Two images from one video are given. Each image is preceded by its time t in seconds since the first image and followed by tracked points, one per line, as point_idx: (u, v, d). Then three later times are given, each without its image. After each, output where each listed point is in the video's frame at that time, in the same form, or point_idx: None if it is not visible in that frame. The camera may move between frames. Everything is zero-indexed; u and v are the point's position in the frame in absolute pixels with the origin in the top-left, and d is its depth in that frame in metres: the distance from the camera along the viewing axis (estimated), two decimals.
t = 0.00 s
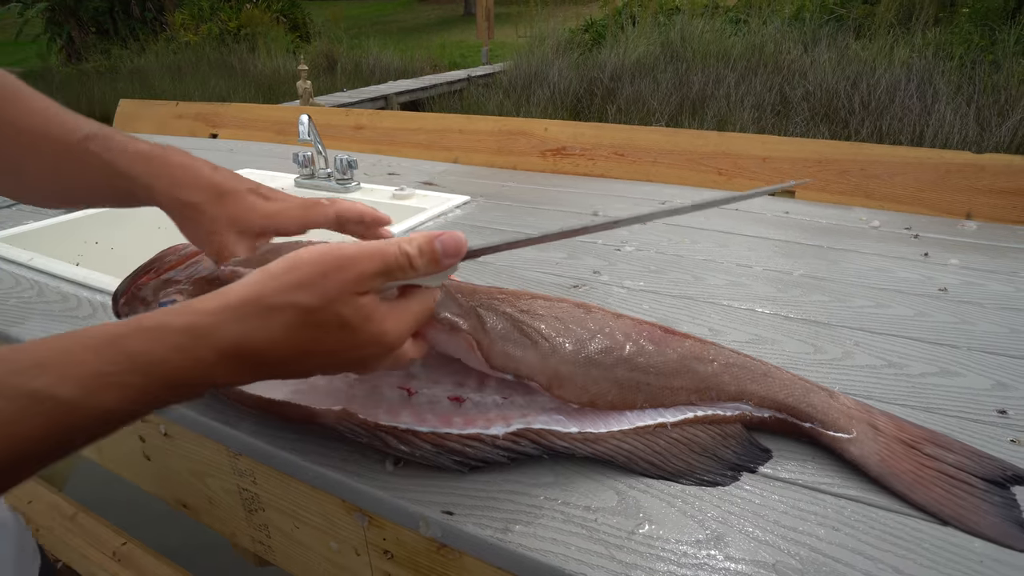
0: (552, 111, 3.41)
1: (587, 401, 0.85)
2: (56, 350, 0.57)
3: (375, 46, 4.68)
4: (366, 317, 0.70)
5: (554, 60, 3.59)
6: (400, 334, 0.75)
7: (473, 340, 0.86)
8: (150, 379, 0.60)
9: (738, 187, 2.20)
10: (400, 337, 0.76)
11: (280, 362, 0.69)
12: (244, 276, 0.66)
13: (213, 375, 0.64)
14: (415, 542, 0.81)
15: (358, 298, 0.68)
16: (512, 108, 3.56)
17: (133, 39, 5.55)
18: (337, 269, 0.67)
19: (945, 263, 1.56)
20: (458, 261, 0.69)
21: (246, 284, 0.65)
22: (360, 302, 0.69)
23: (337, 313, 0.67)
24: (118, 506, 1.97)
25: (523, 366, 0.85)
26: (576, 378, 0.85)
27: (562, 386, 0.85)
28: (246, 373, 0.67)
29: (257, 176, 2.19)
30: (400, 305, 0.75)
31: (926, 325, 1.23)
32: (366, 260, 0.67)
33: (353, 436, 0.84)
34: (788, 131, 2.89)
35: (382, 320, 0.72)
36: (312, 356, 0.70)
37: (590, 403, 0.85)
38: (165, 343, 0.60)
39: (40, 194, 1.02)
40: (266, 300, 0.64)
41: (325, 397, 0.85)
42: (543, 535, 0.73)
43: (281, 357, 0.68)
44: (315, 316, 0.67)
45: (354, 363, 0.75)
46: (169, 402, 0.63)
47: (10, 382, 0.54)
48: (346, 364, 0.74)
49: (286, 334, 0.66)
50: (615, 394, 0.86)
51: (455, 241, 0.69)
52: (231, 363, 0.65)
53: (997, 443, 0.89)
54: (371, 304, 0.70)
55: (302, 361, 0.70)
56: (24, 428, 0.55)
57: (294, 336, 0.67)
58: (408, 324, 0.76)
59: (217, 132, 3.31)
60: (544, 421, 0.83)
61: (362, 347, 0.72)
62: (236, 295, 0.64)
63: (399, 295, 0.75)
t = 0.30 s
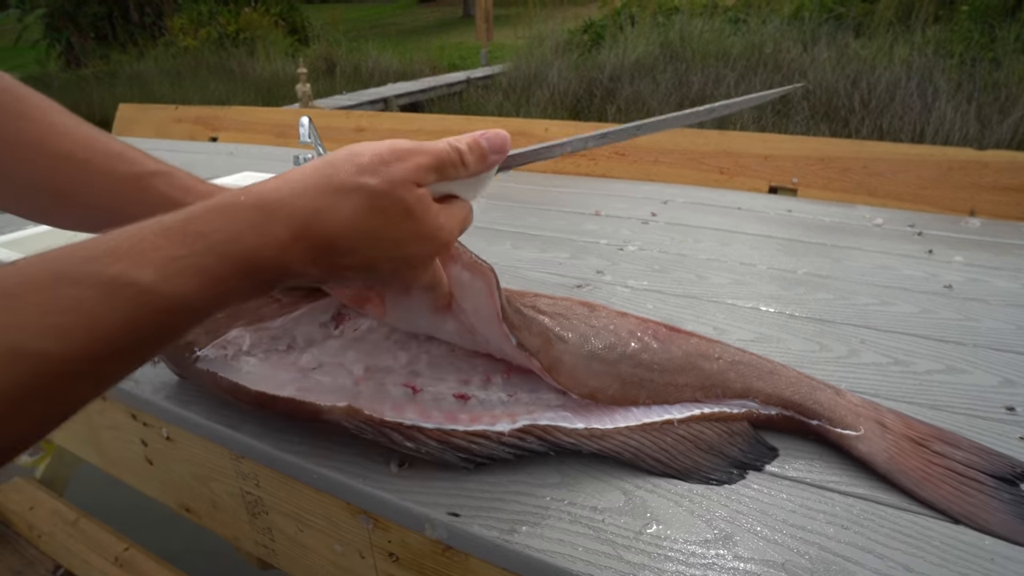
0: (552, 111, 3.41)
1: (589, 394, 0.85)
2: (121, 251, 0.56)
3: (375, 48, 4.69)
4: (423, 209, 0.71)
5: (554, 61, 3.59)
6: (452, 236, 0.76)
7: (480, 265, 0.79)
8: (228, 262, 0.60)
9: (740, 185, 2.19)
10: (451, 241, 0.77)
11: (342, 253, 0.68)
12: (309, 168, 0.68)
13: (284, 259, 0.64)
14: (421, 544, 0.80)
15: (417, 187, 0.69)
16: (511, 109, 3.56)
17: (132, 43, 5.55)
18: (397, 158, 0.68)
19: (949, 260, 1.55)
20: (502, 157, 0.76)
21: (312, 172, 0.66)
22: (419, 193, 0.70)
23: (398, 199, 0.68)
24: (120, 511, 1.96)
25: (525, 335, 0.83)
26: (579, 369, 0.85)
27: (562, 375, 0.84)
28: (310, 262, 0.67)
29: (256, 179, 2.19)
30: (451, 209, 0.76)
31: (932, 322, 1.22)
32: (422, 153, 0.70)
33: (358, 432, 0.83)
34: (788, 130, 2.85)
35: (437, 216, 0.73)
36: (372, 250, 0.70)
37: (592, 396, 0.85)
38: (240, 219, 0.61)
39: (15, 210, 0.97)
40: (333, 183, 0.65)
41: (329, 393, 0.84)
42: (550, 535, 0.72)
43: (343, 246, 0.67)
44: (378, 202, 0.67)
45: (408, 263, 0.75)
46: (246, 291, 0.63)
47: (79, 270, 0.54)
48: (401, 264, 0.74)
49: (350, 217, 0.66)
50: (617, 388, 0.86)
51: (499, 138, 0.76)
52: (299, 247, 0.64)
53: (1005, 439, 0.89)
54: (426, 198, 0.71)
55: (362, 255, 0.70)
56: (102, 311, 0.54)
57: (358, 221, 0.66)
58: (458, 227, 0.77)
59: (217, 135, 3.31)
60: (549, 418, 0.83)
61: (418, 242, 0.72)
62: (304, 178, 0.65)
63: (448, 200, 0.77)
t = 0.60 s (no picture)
0: (552, 110, 3.40)
1: (590, 392, 0.86)
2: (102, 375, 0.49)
3: (375, 46, 4.68)
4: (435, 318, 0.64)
5: (554, 59, 3.58)
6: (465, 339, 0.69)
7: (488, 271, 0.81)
8: (209, 394, 0.52)
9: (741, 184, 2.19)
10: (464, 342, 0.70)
11: (346, 374, 0.61)
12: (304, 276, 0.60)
13: (277, 390, 0.55)
14: (421, 540, 0.80)
15: (429, 292, 0.63)
16: (511, 107, 3.55)
17: (131, 39, 5.52)
18: (406, 264, 0.62)
19: (950, 259, 1.55)
20: (520, 251, 0.69)
21: (309, 284, 0.58)
22: (431, 301, 0.63)
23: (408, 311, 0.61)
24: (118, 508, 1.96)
25: (526, 341, 0.85)
26: (580, 368, 0.85)
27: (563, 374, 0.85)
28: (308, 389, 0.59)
29: (256, 175, 2.18)
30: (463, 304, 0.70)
31: (934, 321, 1.22)
32: (433, 256, 0.64)
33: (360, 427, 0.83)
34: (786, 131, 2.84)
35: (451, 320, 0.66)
36: (381, 369, 0.63)
37: (593, 394, 0.86)
38: (230, 350, 0.52)
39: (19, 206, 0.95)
40: (336, 296, 0.58)
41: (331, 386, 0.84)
42: (551, 532, 0.72)
43: (346, 367, 0.60)
44: (387, 316, 0.60)
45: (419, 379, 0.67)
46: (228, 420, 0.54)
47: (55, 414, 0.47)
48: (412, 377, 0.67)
49: (354, 337, 0.59)
50: (620, 385, 0.86)
51: (515, 231, 0.68)
52: (298, 376, 0.56)
53: (1008, 439, 0.88)
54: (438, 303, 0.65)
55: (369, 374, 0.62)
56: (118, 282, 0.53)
57: (365, 339, 0.59)
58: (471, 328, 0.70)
59: (216, 131, 3.29)
60: (551, 416, 0.83)
61: (432, 350, 0.66)
62: (303, 292, 0.57)
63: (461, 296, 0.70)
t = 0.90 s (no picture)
0: (552, 109, 3.40)
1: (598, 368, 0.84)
2: (203, 344, 0.52)
3: (374, 45, 4.67)
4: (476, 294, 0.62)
5: (554, 58, 3.57)
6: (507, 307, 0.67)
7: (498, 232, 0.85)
8: (291, 367, 0.54)
9: (742, 184, 2.19)
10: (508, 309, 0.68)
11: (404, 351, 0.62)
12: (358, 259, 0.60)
13: (338, 367, 0.58)
14: (423, 543, 0.80)
15: (465, 274, 0.61)
16: (510, 106, 3.55)
17: (131, 37, 5.52)
18: (441, 251, 0.59)
19: (952, 260, 1.55)
20: (549, 229, 0.62)
21: (357, 274, 0.59)
22: (468, 280, 0.61)
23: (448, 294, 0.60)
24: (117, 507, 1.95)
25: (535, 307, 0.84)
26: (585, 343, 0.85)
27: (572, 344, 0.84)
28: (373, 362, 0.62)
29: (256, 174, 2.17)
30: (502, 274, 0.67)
31: (936, 322, 1.22)
32: (464, 239, 0.60)
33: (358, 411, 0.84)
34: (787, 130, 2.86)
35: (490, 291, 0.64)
36: (428, 345, 0.64)
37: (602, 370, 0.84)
38: (301, 340, 0.55)
39: (46, 201, 0.96)
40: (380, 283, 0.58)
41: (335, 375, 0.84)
42: (553, 535, 0.72)
43: (402, 342, 0.61)
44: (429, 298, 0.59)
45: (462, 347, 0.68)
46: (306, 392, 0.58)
47: (165, 374, 0.50)
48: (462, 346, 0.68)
49: (401, 319, 0.59)
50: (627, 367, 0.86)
51: (546, 209, 0.62)
52: (361, 356, 0.59)
53: (1011, 441, 0.88)
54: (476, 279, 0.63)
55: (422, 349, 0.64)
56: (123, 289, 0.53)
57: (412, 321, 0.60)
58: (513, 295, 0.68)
59: (216, 131, 3.29)
60: (555, 404, 0.82)
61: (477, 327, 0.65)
62: (351, 282, 0.58)
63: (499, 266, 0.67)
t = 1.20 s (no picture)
0: (555, 109, 3.39)
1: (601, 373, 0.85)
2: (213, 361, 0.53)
3: (377, 45, 4.67)
4: (473, 304, 0.64)
5: (557, 58, 3.57)
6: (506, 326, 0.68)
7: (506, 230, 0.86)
8: (273, 389, 0.53)
9: (747, 184, 2.18)
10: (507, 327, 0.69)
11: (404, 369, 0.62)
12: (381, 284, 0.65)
13: (326, 386, 0.56)
14: (427, 547, 0.79)
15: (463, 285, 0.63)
16: (514, 106, 3.54)
17: (136, 37, 5.53)
18: (441, 260, 0.62)
19: (960, 261, 1.53)
20: (545, 245, 0.66)
21: (351, 289, 0.59)
22: (466, 290, 0.63)
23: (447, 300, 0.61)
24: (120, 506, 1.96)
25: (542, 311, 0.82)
26: (592, 353, 0.85)
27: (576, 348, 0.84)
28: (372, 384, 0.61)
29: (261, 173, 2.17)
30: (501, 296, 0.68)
31: (944, 325, 1.21)
32: (455, 254, 0.63)
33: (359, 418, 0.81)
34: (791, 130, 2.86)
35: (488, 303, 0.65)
36: (420, 367, 0.63)
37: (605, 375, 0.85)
38: (290, 355, 0.54)
39: (89, 188, 0.97)
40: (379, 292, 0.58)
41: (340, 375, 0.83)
42: (559, 541, 0.71)
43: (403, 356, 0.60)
44: (427, 305, 0.60)
45: (456, 369, 0.66)
46: (288, 419, 0.56)
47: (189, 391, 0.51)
48: (461, 369, 0.67)
49: (396, 334, 0.59)
50: (632, 373, 0.86)
51: (542, 226, 0.66)
52: (352, 377, 0.58)
53: (1022, 445, 0.87)
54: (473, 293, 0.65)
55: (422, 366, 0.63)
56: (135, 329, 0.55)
57: (412, 331, 0.60)
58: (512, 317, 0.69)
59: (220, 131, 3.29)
60: (561, 412, 0.82)
61: (477, 337, 0.65)
62: (344, 296, 0.58)
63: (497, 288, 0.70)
